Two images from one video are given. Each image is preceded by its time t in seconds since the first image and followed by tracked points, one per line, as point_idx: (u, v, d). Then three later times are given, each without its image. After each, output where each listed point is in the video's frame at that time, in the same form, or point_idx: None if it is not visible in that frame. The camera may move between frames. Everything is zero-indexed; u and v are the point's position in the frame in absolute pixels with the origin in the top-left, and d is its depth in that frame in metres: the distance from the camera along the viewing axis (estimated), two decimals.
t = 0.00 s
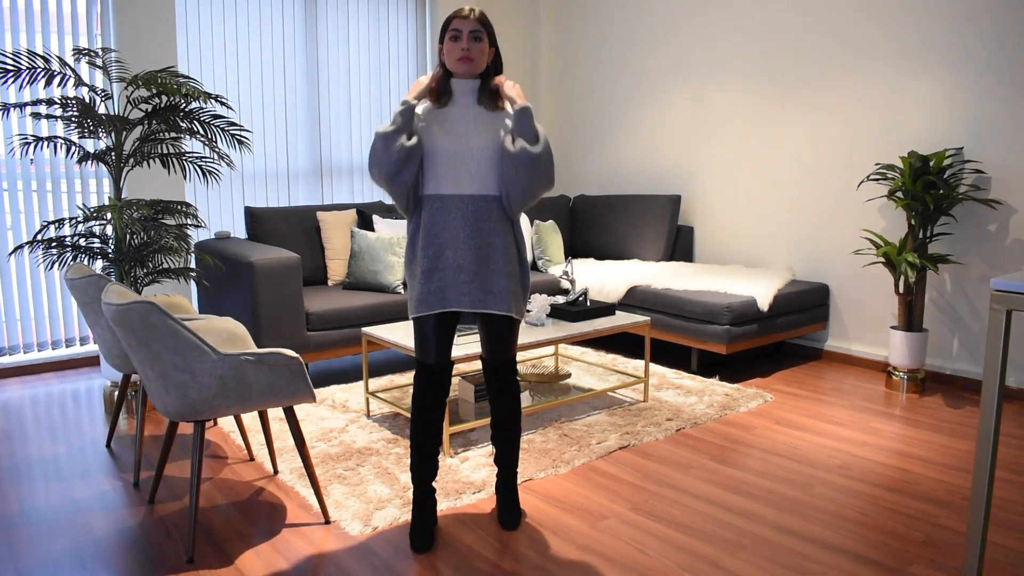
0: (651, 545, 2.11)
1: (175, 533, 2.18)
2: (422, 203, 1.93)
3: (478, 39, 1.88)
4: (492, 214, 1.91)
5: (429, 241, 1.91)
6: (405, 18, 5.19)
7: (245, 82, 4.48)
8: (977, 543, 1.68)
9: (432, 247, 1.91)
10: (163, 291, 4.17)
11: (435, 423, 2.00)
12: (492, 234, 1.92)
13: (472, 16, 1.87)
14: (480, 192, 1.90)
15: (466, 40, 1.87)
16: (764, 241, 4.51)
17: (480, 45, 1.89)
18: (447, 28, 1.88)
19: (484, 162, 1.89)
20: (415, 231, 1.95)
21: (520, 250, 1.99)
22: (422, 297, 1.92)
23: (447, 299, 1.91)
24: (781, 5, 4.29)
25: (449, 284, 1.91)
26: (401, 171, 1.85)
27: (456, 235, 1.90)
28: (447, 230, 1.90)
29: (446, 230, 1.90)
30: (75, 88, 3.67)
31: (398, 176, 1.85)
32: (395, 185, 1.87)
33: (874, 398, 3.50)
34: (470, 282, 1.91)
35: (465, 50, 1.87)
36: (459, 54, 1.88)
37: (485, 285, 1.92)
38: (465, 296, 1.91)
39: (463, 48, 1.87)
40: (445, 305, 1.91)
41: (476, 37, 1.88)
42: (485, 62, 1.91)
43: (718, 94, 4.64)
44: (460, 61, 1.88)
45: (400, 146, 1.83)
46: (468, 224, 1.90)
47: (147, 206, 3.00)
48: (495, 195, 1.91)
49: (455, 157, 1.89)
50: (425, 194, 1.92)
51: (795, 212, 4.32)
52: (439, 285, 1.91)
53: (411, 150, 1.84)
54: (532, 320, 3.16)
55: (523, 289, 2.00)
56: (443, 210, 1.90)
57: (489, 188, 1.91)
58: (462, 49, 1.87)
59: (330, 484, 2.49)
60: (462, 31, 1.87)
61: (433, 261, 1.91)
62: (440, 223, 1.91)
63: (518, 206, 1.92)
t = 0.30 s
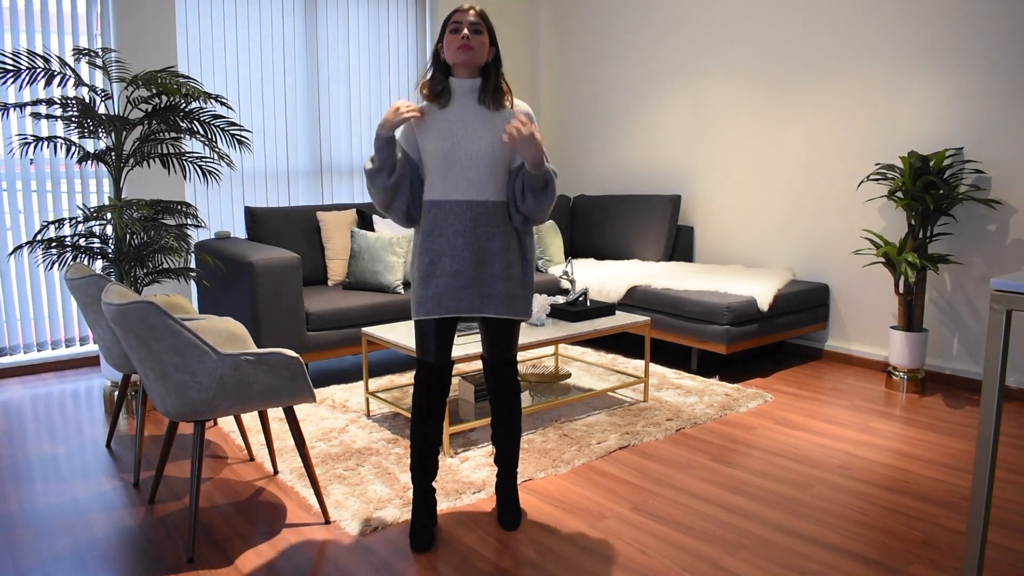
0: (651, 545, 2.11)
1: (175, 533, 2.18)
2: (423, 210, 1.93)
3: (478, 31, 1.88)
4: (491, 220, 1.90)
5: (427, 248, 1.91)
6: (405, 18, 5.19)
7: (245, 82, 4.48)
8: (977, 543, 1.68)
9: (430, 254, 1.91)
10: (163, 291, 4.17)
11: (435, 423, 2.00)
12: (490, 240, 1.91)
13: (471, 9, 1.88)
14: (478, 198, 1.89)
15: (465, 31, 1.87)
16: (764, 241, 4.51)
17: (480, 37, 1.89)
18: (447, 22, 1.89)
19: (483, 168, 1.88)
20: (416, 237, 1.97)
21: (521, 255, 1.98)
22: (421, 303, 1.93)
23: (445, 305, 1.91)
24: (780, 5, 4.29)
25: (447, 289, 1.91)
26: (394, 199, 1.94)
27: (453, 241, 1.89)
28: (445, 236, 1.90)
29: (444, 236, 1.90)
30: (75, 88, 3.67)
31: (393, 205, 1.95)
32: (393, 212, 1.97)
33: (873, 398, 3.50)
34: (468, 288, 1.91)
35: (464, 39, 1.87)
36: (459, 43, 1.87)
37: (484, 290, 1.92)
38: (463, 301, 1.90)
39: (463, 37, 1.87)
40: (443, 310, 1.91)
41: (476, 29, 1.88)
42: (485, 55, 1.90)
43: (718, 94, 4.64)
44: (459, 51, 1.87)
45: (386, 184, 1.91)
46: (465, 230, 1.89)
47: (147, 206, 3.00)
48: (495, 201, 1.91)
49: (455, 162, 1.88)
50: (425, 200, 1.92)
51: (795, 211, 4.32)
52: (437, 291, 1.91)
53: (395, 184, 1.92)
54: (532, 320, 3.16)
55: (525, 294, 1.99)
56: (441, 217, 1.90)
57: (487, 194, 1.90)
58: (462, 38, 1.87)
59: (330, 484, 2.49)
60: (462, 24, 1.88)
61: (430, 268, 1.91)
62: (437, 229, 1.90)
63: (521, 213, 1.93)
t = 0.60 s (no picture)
0: (651, 545, 2.11)
1: (175, 533, 2.18)
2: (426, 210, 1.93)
3: (480, 32, 1.88)
4: (492, 220, 1.90)
5: (429, 248, 1.92)
6: (405, 18, 5.18)
7: (245, 82, 4.48)
8: (977, 543, 1.67)
9: (431, 254, 1.92)
10: (163, 291, 4.17)
11: (436, 422, 2.00)
12: (491, 241, 1.91)
13: (474, 9, 1.87)
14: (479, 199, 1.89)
15: (468, 32, 1.87)
16: (764, 241, 4.51)
17: (483, 38, 1.88)
18: (450, 23, 1.89)
19: (485, 168, 1.88)
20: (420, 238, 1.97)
21: (524, 256, 1.97)
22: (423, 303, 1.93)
23: (445, 305, 1.91)
24: (780, 5, 4.29)
25: (447, 289, 1.90)
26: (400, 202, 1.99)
27: (454, 241, 1.89)
28: (446, 236, 1.90)
29: (445, 236, 1.90)
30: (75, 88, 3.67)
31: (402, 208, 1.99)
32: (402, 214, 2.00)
33: (873, 398, 3.50)
34: (468, 288, 1.91)
35: (467, 41, 1.86)
36: (461, 45, 1.87)
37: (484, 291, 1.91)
38: (464, 301, 1.91)
39: (466, 38, 1.87)
40: (443, 310, 1.91)
41: (478, 30, 1.87)
42: (488, 56, 1.90)
43: (718, 94, 4.64)
44: (461, 52, 1.87)
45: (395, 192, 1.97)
46: (466, 231, 1.89)
47: (147, 206, 3.00)
48: (497, 202, 1.90)
49: (456, 163, 1.88)
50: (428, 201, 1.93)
51: (795, 211, 4.32)
52: (438, 291, 1.91)
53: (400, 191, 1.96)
54: (532, 320, 3.16)
55: (527, 295, 1.97)
56: (442, 217, 1.90)
57: (489, 195, 1.89)
58: (464, 39, 1.87)
59: (330, 484, 2.49)
60: (465, 25, 1.87)
61: (431, 268, 1.92)
62: (438, 229, 1.90)
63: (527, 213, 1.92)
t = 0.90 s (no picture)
0: (651, 545, 2.12)
1: (175, 533, 2.18)
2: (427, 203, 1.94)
3: (483, 37, 1.91)
4: (493, 217, 1.90)
5: (429, 242, 1.93)
6: (405, 18, 5.19)
7: (245, 82, 4.49)
8: (976, 543, 1.68)
9: (431, 248, 1.92)
10: (163, 291, 4.17)
11: (437, 422, 2.00)
12: (491, 237, 1.90)
13: (475, 15, 1.90)
14: (480, 195, 1.89)
15: (470, 38, 1.90)
16: (764, 241, 4.51)
17: (485, 42, 1.91)
18: (452, 29, 1.91)
19: (487, 164, 1.89)
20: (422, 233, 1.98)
21: (524, 256, 1.96)
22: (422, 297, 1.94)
23: (444, 301, 1.91)
24: (780, 5, 4.29)
25: (447, 285, 1.91)
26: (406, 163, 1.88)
27: (454, 236, 1.90)
28: (446, 231, 1.90)
29: (445, 232, 1.90)
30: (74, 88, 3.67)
31: (403, 176, 1.88)
32: (400, 184, 1.90)
33: (873, 398, 3.50)
34: (467, 284, 1.90)
35: (470, 48, 1.89)
36: (464, 51, 1.90)
37: (483, 288, 1.91)
38: (462, 298, 1.90)
39: (469, 46, 1.89)
40: (442, 306, 1.91)
41: (481, 36, 1.90)
42: (491, 60, 1.93)
43: (718, 94, 4.65)
44: (464, 61, 1.90)
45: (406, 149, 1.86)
46: (467, 226, 1.89)
47: (147, 206, 3.00)
48: (498, 198, 1.90)
49: (460, 159, 1.89)
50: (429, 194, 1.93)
51: (795, 211, 4.32)
52: (437, 286, 1.91)
53: (412, 151, 1.86)
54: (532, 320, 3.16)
55: (527, 295, 1.97)
56: (444, 211, 1.90)
57: (490, 191, 1.89)
58: (467, 47, 1.89)
59: (330, 484, 2.49)
60: (467, 31, 1.90)
61: (431, 262, 1.92)
62: (440, 224, 1.91)
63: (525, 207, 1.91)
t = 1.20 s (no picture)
0: (651, 545, 2.11)
1: (175, 533, 2.17)
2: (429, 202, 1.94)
3: (483, 42, 1.90)
4: (495, 214, 1.89)
5: (432, 240, 1.93)
6: (405, 17, 5.18)
7: (244, 82, 4.48)
8: (977, 543, 1.67)
9: (434, 246, 1.92)
10: (163, 291, 4.16)
11: (438, 424, 1.99)
12: (493, 234, 1.90)
13: (475, 21, 1.90)
14: (482, 192, 1.89)
15: (471, 45, 1.89)
16: (764, 241, 4.51)
17: (485, 48, 1.90)
18: (453, 36, 1.91)
19: (487, 161, 1.88)
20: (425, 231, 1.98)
21: (527, 253, 1.95)
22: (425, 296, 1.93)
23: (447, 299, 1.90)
24: (781, 5, 4.29)
25: (449, 283, 1.90)
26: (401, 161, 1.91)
27: (456, 233, 1.89)
28: (449, 229, 1.90)
29: (447, 229, 1.90)
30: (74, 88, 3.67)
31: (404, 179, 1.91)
32: (404, 189, 1.92)
33: (874, 398, 3.49)
34: (470, 283, 1.89)
35: (472, 55, 1.89)
36: (466, 57, 1.89)
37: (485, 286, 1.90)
38: (466, 296, 1.89)
39: (470, 51, 1.89)
40: (445, 305, 1.91)
41: (481, 41, 1.90)
42: (493, 65, 1.92)
43: (719, 94, 4.64)
44: (467, 67, 1.89)
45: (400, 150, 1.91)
46: (469, 224, 1.89)
47: (147, 205, 3.00)
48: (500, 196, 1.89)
49: (459, 157, 1.88)
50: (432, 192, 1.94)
51: (795, 211, 4.31)
52: (440, 284, 1.91)
53: (405, 152, 1.90)
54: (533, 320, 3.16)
55: (530, 293, 1.96)
56: (446, 208, 1.90)
57: (492, 188, 1.89)
58: (469, 54, 1.89)
59: (330, 484, 2.48)
60: (468, 38, 1.90)
61: (434, 261, 1.92)
62: (442, 222, 1.91)
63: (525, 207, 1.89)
